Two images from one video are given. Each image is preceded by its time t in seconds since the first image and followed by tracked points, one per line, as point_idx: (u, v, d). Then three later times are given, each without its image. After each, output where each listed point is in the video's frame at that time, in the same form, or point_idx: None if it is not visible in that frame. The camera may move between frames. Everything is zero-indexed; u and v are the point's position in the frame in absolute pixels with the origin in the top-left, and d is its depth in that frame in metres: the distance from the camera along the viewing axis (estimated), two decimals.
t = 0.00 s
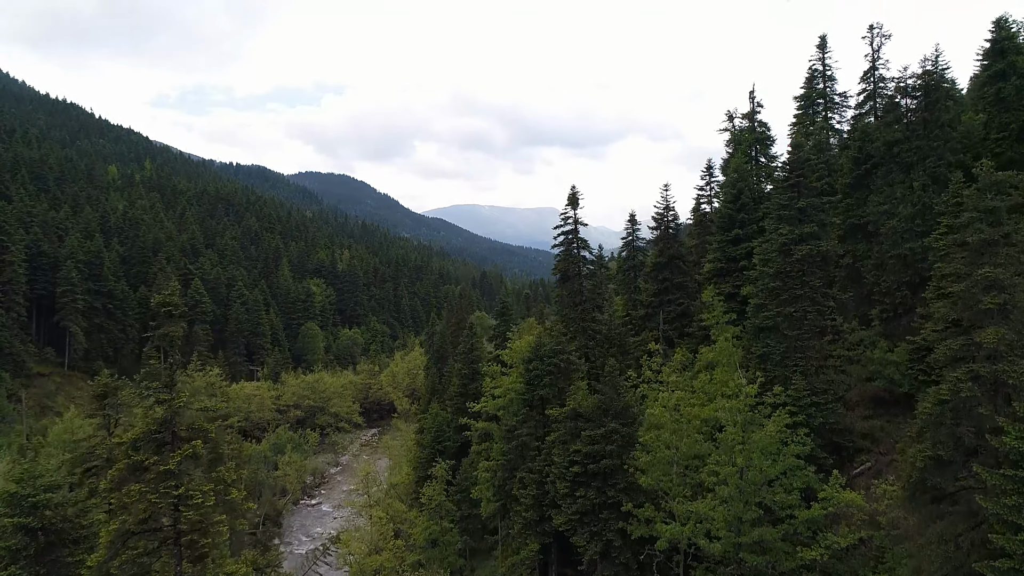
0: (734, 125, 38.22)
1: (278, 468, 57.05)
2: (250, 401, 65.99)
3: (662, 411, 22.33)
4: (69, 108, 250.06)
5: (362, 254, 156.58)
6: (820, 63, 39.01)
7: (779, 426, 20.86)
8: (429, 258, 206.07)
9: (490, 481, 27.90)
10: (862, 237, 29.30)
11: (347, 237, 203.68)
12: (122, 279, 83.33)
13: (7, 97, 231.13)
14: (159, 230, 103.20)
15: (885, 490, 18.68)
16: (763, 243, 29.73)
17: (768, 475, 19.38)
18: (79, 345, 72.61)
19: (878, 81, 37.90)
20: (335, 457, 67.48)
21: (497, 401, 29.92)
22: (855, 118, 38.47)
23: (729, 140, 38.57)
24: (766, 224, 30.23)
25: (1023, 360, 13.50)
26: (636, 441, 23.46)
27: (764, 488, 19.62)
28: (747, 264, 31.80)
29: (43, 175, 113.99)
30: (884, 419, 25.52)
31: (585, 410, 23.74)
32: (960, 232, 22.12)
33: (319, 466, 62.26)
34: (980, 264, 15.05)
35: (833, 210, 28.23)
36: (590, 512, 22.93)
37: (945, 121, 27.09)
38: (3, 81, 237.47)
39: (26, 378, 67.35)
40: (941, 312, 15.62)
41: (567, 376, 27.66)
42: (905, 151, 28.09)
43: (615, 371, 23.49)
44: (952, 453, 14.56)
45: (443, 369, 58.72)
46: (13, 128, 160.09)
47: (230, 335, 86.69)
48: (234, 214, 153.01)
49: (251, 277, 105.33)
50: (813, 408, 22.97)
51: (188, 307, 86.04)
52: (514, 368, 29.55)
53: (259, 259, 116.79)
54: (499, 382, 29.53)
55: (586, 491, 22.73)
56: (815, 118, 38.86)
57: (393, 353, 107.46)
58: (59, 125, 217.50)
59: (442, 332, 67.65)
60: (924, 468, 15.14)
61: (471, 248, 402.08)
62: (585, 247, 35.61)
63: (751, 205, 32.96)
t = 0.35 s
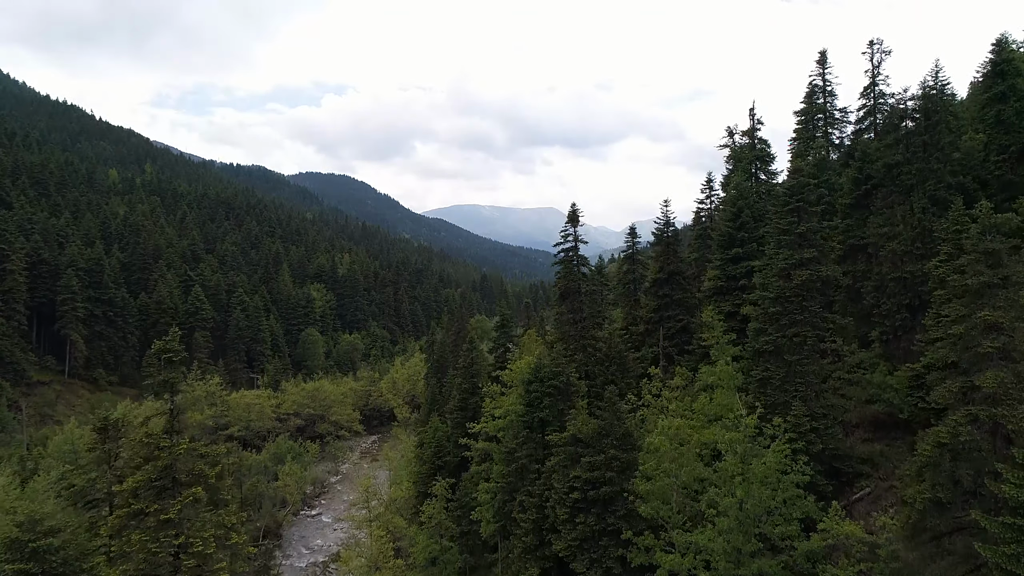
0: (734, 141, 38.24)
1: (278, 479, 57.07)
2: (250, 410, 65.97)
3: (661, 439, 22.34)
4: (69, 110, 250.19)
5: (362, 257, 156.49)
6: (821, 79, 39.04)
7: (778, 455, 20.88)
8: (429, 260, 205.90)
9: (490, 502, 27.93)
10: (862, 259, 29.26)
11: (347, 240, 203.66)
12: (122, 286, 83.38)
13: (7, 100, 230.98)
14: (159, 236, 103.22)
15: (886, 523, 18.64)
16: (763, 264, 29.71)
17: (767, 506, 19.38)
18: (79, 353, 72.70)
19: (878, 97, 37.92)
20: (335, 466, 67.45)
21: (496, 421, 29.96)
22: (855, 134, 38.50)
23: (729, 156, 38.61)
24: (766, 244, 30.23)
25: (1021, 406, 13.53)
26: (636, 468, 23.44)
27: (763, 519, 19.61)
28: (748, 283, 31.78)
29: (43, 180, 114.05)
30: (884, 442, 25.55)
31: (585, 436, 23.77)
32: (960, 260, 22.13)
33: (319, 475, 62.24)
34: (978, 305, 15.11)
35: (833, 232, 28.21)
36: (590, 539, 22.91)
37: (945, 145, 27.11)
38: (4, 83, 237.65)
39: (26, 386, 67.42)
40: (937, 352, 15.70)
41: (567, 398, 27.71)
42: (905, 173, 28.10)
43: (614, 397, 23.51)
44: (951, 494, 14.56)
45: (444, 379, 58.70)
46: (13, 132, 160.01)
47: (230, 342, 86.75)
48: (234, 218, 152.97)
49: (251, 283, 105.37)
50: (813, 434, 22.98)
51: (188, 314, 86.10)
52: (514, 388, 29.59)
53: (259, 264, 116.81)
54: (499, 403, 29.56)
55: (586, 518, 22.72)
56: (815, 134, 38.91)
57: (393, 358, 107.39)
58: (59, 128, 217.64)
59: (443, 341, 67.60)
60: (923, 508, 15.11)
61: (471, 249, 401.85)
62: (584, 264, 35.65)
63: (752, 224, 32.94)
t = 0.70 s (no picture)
0: (734, 158, 38.26)
1: (278, 490, 57.05)
2: (250, 419, 65.93)
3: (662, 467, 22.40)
4: (70, 112, 250.17)
5: (362, 261, 156.35)
6: (821, 96, 39.05)
7: (778, 485, 20.95)
8: (429, 263, 205.70)
9: (489, 524, 27.94)
10: (862, 280, 29.34)
11: (348, 243, 203.63)
12: (123, 294, 83.38)
13: (7, 102, 230.70)
14: (159, 242, 103.19)
15: (884, 556, 18.67)
16: (763, 284, 29.70)
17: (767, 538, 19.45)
18: (79, 362, 72.68)
19: (878, 113, 37.93)
20: (336, 475, 67.45)
21: (496, 442, 29.97)
22: (855, 151, 38.52)
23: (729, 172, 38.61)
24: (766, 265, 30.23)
25: (1021, 451, 13.55)
26: (637, 494, 23.49)
27: (763, 550, 19.66)
28: (748, 303, 31.79)
29: (43, 185, 114.01)
30: (885, 466, 25.57)
31: (585, 461, 23.81)
32: (960, 288, 22.16)
33: (320, 485, 62.23)
34: (978, 346, 15.13)
35: (833, 253, 28.27)
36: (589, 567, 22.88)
37: (946, 168, 27.13)
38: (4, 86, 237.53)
39: (26, 395, 67.38)
40: (937, 392, 15.73)
41: (566, 420, 27.74)
42: (905, 196, 28.10)
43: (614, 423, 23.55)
44: (950, 538, 14.53)
45: (444, 389, 58.63)
46: (13, 136, 159.86)
47: (230, 349, 86.74)
48: (234, 222, 152.84)
49: (251, 289, 105.37)
50: (812, 461, 23.03)
51: (188, 321, 86.12)
52: (514, 409, 29.61)
53: (259, 269, 116.82)
54: (500, 424, 29.62)
55: (586, 545, 22.73)
56: (815, 151, 38.91)
57: (394, 364, 107.30)
58: (60, 130, 217.64)
59: (443, 350, 67.51)
60: (921, 551, 15.09)
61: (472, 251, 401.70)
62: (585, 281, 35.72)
63: (752, 242, 32.96)
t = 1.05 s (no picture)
0: (734, 174, 38.32)
1: (278, 500, 57.06)
2: (250, 428, 65.93)
3: (662, 495, 22.41)
4: (70, 114, 250.22)
5: (362, 265, 156.26)
6: (821, 112, 39.07)
7: (778, 514, 20.97)
8: (429, 266, 205.57)
9: (489, 546, 27.96)
10: (862, 301, 29.38)
11: (349, 246, 203.70)
12: (123, 301, 83.39)
13: (7, 104, 230.67)
14: (160, 247, 103.28)
15: None
16: (763, 305, 29.73)
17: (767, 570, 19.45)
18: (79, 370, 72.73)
19: (878, 130, 37.97)
20: (336, 484, 67.49)
21: (496, 462, 30.02)
22: (856, 168, 38.57)
23: (729, 189, 38.65)
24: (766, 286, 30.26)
25: (1020, 495, 13.62)
26: (637, 521, 23.48)
27: None
28: (748, 322, 31.82)
29: (44, 190, 114.05)
30: (884, 490, 25.58)
31: (585, 487, 23.81)
32: (959, 315, 22.18)
33: (320, 494, 62.29)
34: (977, 389, 15.21)
35: (833, 276, 28.29)
36: None
37: (945, 190, 27.13)
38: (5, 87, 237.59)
39: (27, 404, 67.34)
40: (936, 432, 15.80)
41: (566, 442, 27.81)
42: (905, 218, 28.14)
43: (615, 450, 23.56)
44: None
45: (445, 400, 58.57)
46: (13, 138, 159.66)
47: (230, 355, 86.80)
48: (234, 225, 152.77)
49: (251, 294, 105.45)
50: (812, 487, 23.08)
51: (188, 328, 86.15)
52: (514, 429, 29.65)
53: (259, 274, 116.89)
54: (500, 444, 29.65)
55: (586, 572, 22.72)
56: (815, 167, 38.92)
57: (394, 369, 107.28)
58: (60, 132, 217.66)
59: (443, 359, 67.45)
60: None
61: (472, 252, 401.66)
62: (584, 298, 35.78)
63: (752, 261, 32.99)
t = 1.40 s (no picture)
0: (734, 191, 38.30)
1: (278, 510, 57.00)
2: (250, 437, 65.92)
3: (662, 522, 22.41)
4: (71, 115, 250.27)
5: (362, 269, 156.14)
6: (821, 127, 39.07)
7: (778, 544, 20.96)
8: (430, 269, 205.40)
9: (490, 568, 27.98)
10: (863, 323, 29.33)
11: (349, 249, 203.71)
12: (123, 308, 83.39)
13: (8, 107, 230.69)
14: (160, 253, 103.32)
15: None
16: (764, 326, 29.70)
17: None
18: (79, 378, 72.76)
19: (879, 147, 37.95)
20: (337, 493, 67.47)
21: (496, 482, 30.06)
22: (856, 184, 38.54)
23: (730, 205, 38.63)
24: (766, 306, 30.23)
25: (1019, 542, 13.72)
26: (637, 548, 23.48)
27: None
28: (749, 342, 31.79)
29: (44, 196, 114.08)
30: (885, 514, 25.59)
31: (586, 513, 23.81)
32: (960, 344, 22.15)
33: (321, 504, 62.26)
34: (978, 430, 15.26)
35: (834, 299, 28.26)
36: None
37: (945, 214, 27.14)
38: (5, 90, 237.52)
39: (27, 412, 67.30)
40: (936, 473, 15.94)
41: (566, 465, 27.87)
42: (906, 241, 28.09)
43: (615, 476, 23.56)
44: None
45: (445, 411, 58.51)
46: (14, 142, 159.64)
47: (231, 362, 86.81)
48: (234, 229, 152.67)
49: (252, 300, 105.47)
50: (812, 514, 23.12)
51: (188, 335, 86.13)
52: (514, 450, 29.69)
53: (260, 280, 116.87)
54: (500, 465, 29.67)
55: None
56: (815, 183, 38.93)
57: (394, 375, 107.18)
58: (60, 135, 217.61)
59: (443, 368, 67.39)
60: None
61: (472, 253, 401.48)
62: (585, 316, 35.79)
63: (752, 281, 32.97)
